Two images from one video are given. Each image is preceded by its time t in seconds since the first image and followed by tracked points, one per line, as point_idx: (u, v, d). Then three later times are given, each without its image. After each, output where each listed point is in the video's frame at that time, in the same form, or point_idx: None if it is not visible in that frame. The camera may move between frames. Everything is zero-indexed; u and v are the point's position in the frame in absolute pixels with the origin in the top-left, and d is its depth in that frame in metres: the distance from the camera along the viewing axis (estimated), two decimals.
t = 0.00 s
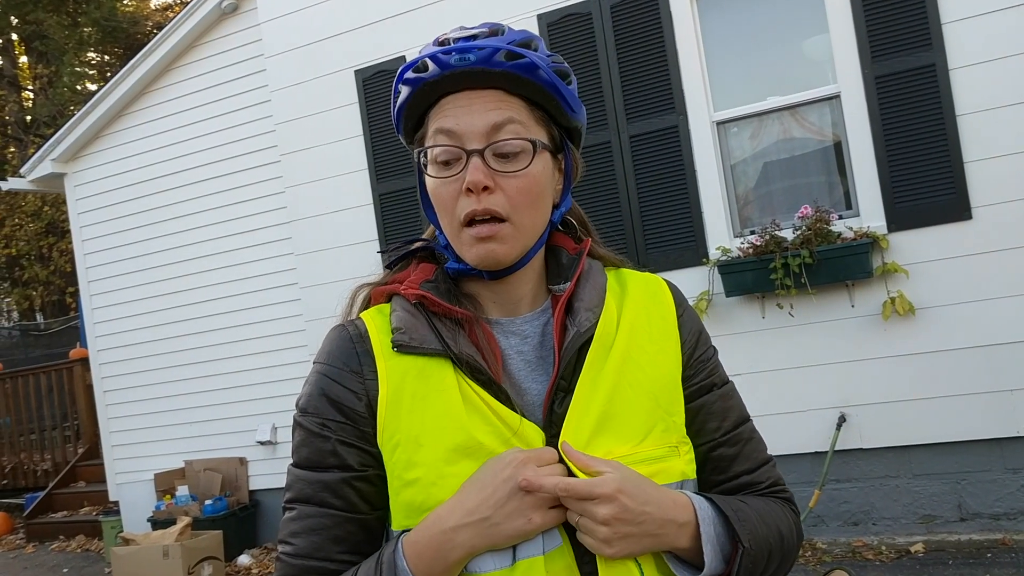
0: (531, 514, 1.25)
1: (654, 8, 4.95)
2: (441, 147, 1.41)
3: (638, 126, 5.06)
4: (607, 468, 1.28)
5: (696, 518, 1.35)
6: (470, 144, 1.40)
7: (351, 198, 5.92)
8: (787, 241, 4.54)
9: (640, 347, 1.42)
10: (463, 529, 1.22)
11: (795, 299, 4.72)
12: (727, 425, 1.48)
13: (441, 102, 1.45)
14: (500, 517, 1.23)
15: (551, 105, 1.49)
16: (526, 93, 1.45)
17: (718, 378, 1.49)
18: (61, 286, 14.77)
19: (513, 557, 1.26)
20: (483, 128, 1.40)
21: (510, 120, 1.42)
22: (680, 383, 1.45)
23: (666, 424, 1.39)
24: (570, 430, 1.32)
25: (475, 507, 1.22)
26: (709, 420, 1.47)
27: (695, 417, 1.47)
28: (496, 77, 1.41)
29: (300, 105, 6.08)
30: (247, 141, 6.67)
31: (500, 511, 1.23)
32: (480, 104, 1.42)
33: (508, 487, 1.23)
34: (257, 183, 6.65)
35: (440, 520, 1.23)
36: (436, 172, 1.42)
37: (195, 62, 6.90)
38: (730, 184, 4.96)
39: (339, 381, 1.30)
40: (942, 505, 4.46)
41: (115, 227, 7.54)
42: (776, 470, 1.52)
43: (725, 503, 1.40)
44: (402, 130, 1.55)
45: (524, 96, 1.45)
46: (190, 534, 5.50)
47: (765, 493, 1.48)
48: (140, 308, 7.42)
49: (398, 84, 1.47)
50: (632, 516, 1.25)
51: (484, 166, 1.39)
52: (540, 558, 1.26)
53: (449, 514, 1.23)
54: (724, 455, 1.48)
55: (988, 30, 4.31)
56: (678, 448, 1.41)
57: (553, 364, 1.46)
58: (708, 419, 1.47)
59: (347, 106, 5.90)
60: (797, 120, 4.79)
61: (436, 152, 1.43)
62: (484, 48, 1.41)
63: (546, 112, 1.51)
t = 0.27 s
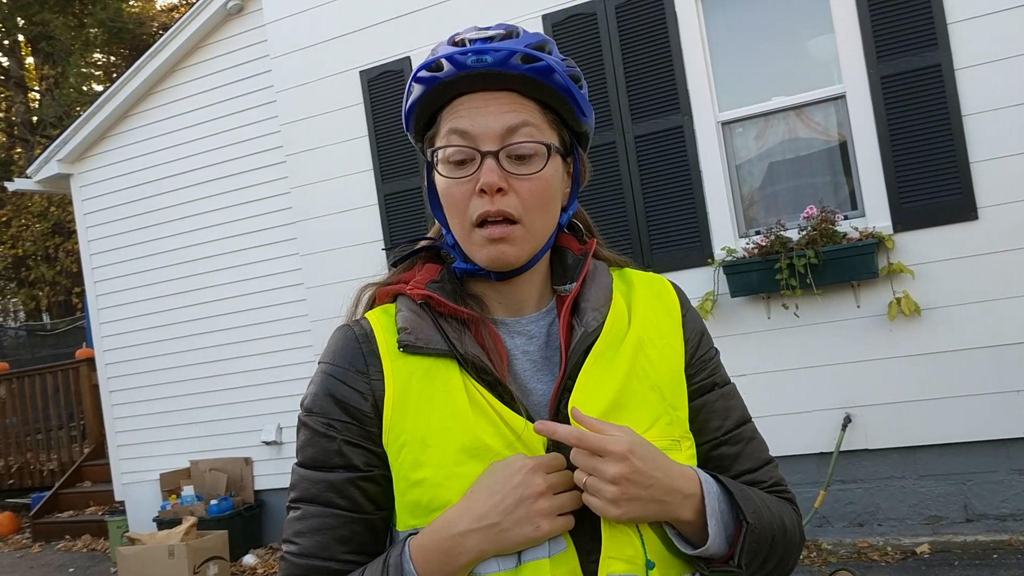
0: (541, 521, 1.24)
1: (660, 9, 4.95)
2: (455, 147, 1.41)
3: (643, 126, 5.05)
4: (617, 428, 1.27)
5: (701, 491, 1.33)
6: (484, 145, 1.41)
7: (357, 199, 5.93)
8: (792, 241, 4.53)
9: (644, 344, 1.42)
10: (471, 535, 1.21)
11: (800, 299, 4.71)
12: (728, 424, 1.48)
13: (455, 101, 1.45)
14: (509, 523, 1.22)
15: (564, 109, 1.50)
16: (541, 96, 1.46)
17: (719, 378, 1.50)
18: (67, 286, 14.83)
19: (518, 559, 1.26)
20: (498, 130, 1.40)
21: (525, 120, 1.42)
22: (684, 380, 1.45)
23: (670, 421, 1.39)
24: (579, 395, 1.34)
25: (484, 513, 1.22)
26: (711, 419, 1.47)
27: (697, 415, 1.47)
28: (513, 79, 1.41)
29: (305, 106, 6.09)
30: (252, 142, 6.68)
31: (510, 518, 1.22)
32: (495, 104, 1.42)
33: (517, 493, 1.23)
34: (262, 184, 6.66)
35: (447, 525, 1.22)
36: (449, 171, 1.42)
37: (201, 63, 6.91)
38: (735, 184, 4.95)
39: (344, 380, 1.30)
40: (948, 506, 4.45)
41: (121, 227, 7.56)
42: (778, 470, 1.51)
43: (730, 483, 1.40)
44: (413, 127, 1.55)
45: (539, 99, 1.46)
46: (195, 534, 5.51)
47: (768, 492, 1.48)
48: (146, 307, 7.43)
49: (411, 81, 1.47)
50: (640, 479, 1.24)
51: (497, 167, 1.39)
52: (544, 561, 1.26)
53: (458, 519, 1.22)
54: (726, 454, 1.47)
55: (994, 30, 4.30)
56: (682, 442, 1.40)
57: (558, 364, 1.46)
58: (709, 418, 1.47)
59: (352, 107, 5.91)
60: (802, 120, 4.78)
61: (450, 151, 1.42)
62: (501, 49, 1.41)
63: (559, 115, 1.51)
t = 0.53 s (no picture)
0: (550, 520, 1.24)
1: (665, 10, 4.95)
2: (474, 145, 1.41)
3: (648, 127, 5.05)
4: (613, 447, 1.27)
5: (702, 503, 1.33)
6: (504, 143, 1.41)
7: (362, 199, 5.93)
8: (797, 242, 4.53)
9: (651, 349, 1.42)
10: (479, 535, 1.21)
11: (805, 300, 4.71)
12: (733, 428, 1.47)
13: (470, 101, 1.45)
14: (517, 524, 1.22)
15: (576, 112, 1.53)
16: (557, 98, 1.48)
17: (725, 382, 1.49)
18: (73, 286, 14.89)
19: (525, 559, 1.26)
20: (518, 128, 1.41)
21: (543, 120, 1.44)
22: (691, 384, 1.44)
23: (677, 426, 1.39)
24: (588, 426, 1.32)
25: (493, 514, 1.22)
26: (717, 422, 1.46)
27: (702, 419, 1.46)
28: (531, 79, 1.43)
29: (310, 107, 6.10)
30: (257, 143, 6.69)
31: (518, 518, 1.22)
32: (513, 104, 1.43)
33: (527, 494, 1.23)
34: (267, 185, 6.67)
35: (456, 525, 1.22)
36: (467, 169, 1.42)
37: (206, 64, 6.93)
38: (740, 185, 4.95)
39: (352, 378, 1.30)
40: (954, 508, 4.44)
41: (126, 228, 7.57)
42: (780, 475, 1.51)
43: (731, 492, 1.40)
44: (423, 128, 1.54)
45: (554, 100, 1.48)
46: (200, 535, 5.52)
47: (769, 496, 1.48)
48: (151, 308, 7.44)
49: (426, 80, 1.46)
50: (640, 497, 1.25)
51: (518, 164, 1.40)
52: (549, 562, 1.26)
53: (466, 519, 1.22)
54: (730, 458, 1.47)
55: (1000, 31, 4.29)
56: (688, 448, 1.40)
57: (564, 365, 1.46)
58: (715, 422, 1.46)
59: (357, 108, 5.92)
60: (807, 121, 4.78)
61: (468, 150, 1.42)
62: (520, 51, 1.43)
63: (570, 118, 1.54)
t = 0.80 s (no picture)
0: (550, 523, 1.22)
1: (671, 10, 4.95)
2: (491, 142, 1.42)
3: (654, 127, 5.05)
4: (647, 466, 1.27)
5: (722, 515, 1.35)
6: (520, 139, 1.42)
7: (367, 200, 5.94)
8: (803, 243, 4.52)
9: (662, 352, 1.41)
10: (478, 538, 1.20)
11: (811, 301, 4.70)
12: (739, 428, 1.48)
13: (483, 99, 1.46)
14: (518, 525, 1.20)
15: (584, 112, 1.55)
16: (568, 97, 1.50)
17: (728, 384, 1.50)
18: (80, 287, 14.96)
19: (533, 559, 1.25)
20: (533, 125, 1.43)
21: (556, 118, 1.45)
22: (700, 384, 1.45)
23: (685, 427, 1.39)
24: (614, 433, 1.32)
25: (493, 515, 1.20)
26: (723, 423, 1.47)
27: (709, 421, 1.46)
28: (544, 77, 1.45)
29: (316, 107, 6.11)
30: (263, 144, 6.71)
31: (519, 520, 1.20)
32: (526, 102, 1.45)
33: (528, 495, 1.21)
34: (273, 186, 6.68)
35: (456, 527, 1.21)
36: (483, 165, 1.42)
37: (212, 65, 6.95)
38: (746, 186, 4.95)
39: (359, 375, 1.30)
40: (960, 510, 4.42)
41: (132, 229, 7.59)
42: (780, 474, 1.52)
43: (748, 501, 1.41)
44: (432, 127, 1.52)
45: (565, 99, 1.50)
46: (206, 535, 5.52)
47: (771, 496, 1.49)
48: (157, 310, 7.46)
49: (438, 79, 1.45)
50: (680, 514, 1.26)
51: (534, 160, 1.41)
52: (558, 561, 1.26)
53: (466, 520, 1.21)
54: (735, 458, 1.47)
55: (1007, 31, 4.28)
56: (697, 451, 1.40)
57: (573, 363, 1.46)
58: (721, 423, 1.47)
59: (362, 108, 5.93)
60: (813, 122, 4.77)
61: (483, 146, 1.43)
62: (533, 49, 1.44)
63: (578, 118, 1.56)
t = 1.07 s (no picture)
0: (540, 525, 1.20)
1: (676, 11, 4.94)
2: (496, 144, 1.42)
3: (659, 128, 5.04)
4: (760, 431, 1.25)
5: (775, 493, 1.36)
6: (526, 140, 1.43)
7: (373, 201, 5.94)
8: (809, 244, 4.51)
9: (671, 353, 1.42)
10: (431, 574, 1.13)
11: (818, 302, 4.69)
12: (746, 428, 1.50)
13: (488, 101, 1.45)
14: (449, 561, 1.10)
15: (587, 113, 1.56)
16: (572, 97, 1.50)
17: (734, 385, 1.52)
18: (87, 287, 15.04)
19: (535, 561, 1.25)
20: (539, 126, 1.43)
21: (561, 119, 1.46)
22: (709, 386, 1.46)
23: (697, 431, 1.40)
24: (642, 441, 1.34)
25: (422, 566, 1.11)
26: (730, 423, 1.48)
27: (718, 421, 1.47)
28: (550, 78, 1.45)
29: (322, 108, 6.12)
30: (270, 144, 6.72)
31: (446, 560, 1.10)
32: (531, 103, 1.45)
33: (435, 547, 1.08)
34: (280, 187, 6.70)
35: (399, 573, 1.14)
36: (489, 167, 1.42)
37: (218, 66, 6.96)
38: (752, 187, 4.94)
39: (363, 379, 1.30)
40: (967, 511, 4.41)
41: (139, 230, 7.61)
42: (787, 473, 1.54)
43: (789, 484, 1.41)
44: (436, 131, 1.52)
45: (569, 101, 1.50)
46: (213, 535, 5.54)
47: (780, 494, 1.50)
48: (163, 310, 7.48)
49: (442, 81, 1.45)
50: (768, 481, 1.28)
51: (540, 161, 1.41)
52: (565, 563, 1.25)
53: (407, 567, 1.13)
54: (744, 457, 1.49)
55: (1014, 31, 4.26)
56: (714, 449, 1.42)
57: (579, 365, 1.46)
58: (728, 422, 1.48)
59: (368, 109, 5.93)
60: (819, 122, 4.76)
61: (489, 148, 1.43)
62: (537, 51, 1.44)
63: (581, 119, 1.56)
